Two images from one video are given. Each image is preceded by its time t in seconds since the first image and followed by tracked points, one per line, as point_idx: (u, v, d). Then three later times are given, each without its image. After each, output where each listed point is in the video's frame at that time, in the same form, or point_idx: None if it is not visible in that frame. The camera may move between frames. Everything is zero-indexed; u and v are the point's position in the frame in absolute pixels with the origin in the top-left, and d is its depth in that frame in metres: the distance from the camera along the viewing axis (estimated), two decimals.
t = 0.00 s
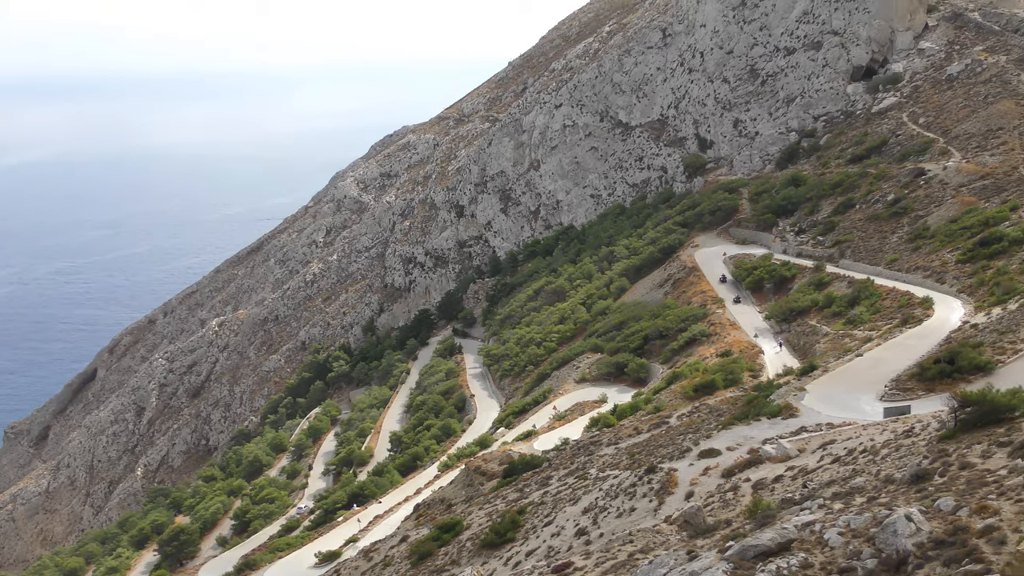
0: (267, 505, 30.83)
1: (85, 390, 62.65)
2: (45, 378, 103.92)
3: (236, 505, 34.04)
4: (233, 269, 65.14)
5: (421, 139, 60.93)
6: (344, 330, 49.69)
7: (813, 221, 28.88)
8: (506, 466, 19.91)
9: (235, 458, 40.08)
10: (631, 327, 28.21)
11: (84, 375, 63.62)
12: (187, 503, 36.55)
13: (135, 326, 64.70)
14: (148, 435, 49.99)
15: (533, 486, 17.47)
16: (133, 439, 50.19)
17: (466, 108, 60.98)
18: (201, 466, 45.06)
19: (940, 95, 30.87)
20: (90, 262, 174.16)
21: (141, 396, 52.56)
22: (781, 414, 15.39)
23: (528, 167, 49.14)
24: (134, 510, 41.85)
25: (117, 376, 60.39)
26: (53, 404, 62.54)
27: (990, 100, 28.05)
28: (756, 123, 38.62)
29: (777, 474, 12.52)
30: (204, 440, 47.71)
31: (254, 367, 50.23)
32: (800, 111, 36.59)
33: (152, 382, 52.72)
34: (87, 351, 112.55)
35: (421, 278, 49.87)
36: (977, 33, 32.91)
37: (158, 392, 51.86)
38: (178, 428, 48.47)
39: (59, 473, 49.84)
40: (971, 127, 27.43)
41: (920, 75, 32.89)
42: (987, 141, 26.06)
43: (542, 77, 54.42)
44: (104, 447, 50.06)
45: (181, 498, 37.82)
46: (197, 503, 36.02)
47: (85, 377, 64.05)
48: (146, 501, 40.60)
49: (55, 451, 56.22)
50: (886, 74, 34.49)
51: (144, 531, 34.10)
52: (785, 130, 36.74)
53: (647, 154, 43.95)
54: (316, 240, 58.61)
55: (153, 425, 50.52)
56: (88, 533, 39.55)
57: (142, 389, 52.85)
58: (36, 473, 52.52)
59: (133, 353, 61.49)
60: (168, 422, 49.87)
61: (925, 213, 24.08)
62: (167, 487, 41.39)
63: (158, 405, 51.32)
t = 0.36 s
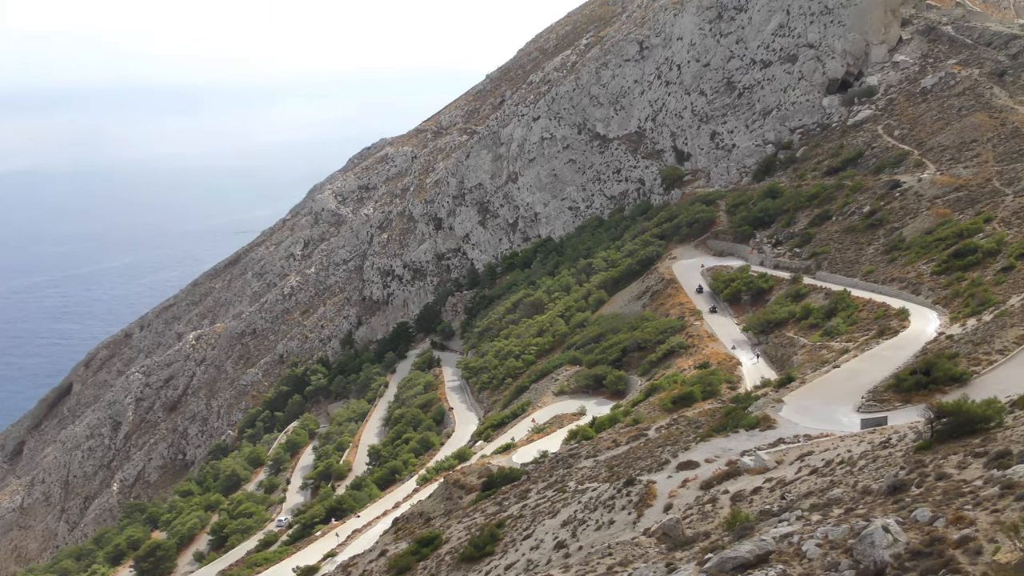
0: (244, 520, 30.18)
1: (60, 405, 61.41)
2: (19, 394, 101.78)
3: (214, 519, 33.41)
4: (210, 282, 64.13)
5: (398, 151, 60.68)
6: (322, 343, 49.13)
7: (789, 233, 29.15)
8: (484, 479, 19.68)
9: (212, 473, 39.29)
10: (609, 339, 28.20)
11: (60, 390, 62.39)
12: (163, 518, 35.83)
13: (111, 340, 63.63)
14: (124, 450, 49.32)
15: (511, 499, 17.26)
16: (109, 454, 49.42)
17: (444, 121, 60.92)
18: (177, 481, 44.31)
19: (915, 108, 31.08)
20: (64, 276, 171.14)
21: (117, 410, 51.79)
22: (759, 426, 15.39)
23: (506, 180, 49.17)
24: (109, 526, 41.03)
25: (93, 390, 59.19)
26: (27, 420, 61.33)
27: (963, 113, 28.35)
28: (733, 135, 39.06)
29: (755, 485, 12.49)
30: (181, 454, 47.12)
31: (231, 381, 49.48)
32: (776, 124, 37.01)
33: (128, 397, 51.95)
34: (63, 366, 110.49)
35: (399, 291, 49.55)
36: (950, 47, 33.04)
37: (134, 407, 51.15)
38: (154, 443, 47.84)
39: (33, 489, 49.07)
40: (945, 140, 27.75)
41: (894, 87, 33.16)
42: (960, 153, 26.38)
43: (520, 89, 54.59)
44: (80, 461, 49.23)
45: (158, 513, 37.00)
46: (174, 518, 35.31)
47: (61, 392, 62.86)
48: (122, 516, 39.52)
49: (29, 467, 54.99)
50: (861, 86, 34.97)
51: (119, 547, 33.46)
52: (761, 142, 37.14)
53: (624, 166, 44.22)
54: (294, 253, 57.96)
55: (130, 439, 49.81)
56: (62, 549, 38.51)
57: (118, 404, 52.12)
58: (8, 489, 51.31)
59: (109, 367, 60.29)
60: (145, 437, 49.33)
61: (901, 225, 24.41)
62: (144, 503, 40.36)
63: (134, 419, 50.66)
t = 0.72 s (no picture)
0: (220, 540, 29.56)
1: (33, 425, 60.13)
2: None
3: (190, 540, 32.70)
4: (187, 300, 62.94)
5: (376, 169, 60.41)
6: (299, 361, 48.48)
7: (766, 250, 29.43)
8: (463, 497, 19.38)
9: (188, 493, 38.45)
10: (587, 356, 28.17)
11: (33, 410, 61.07)
12: (137, 539, 35.00)
13: (86, 358, 62.06)
14: (99, 471, 48.31)
15: (490, 517, 17.01)
16: (83, 474, 48.45)
17: (422, 138, 60.85)
18: (154, 502, 43.51)
19: (890, 126, 31.49)
20: (37, 295, 167.94)
21: (92, 430, 50.84)
22: (737, 443, 15.37)
23: (484, 198, 49.21)
24: (83, 547, 40.09)
25: (67, 410, 57.93)
26: None
27: (936, 131, 28.77)
28: (710, 153, 39.58)
29: (734, 502, 12.42)
30: (157, 474, 46.33)
31: (208, 401, 48.64)
32: (753, 142, 37.51)
33: (104, 416, 51.00)
34: (35, 387, 108.09)
35: (377, 308, 49.16)
36: (924, 65, 33.26)
37: (109, 426, 50.21)
38: (130, 463, 46.96)
39: (6, 510, 48.27)
40: (920, 157, 28.17)
41: (869, 106, 33.61)
42: (934, 171, 26.82)
43: (498, 107, 54.81)
44: (53, 482, 48.30)
45: (133, 534, 36.15)
46: (149, 539, 34.53)
47: (34, 412, 61.54)
48: (96, 537, 38.49)
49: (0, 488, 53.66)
50: (836, 104, 35.37)
51: (92, 570, 32.68)
52: (738, 160, 37.59)
53: (602, 184, 44.55)
54: (271, 271, 57.23)
55: (104, 459, 48.82)
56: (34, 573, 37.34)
57: (93, 423, 51.13)
58: None
59: (84, 387, 58.97)
60: (120, 457, 48.44)
61: (876, 242, 24.75)
62: (118, 523, 39.44)
63: (109, 439, 49.73)
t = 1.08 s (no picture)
0: (196, 561, 28.93)
1: (8, 447, 59.01)
2: None
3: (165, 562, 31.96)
4: (164, 319, 61.87)
5: (354, 188, 60.11)
6: (277, 381, 47.81)
7: (743, 268, 29.69)
8: (441, 516, 19.07)
9: (163, 513, 37.58)
10: (566, 374, 28.10)
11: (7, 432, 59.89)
12: (111, 561, 34.14)
13: (62, 379, 61.06)
14: (73, 491, 47.21)
15: (468, 536, 16.74)
16: (57, 495, 47.42)
17: (399, 157, 60.76)
18: (128, 523, 42.37)
19: (865, 145, 31.99)
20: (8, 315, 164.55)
21: (66, 450, 49.78)
22: (715, 460, 15.34)
23: (462, 217, 49.19)
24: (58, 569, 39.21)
25: (41, 431, 56.83)
26: None
27: (911, 150, 29.30)
28: (687, 172, 39.99)
29: (712, 520, 12.35)
30: (133, 494, 45.23)
31: (184, 420, 47.76)
32: (729, 160, 37.98)
33: (78, 436, 50.04)
34: (8, 408, 105.64)
35: (355, 327, 48.72)
36: (898, 85, 33.96)
37: (84, 447, 49.20)
38: (105, 483, 45.90)
39: None
40: (895, 176, 28.65)
41: (845, 125, 34.14)
42: (909, 190, 27.28)
43: (475, 126, 55.02)
44: (27, 504, 47.55)
45: (108, 556, 35.32)
46: (122, 561, 33.72)
47: (8, 434, 60.32)
48: (70, 560, 37.59)
49: None
50: (812, 123, 35.96)
51: None
52: (715, 178, 38.00)
53: (580, 203, 44.78)
54: (249, 290, 56.46)
55: (79, 480, 47.74)
56: None
57: (67, 443, 50.09)
58: None
59: (59, 407, 57.84)
60: (95, 477, 47.28)
61: (852, 261, 25.08)
62: (93, 545, 38.65)
63: (84, 460, 48.75)
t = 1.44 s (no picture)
0: None
1: None
2: None
3: None
4: (137, 335, 60.49)
5: (330, 203, 59.64)
6: (252, 397, 47.07)
7: (719, 283, 29.92)
8: (417, 532, 18.78)
9: (136, 530, 36.53)
10: (542, 390, 27.96)
11: None
12: None
13: (34, 396, 59.48)
14: (45, 510, 46.45)
15: (444, 553, 16.48)
16: (29, 514, 46.72)
17: (376, 172, 60.46)
18: (101, 542, 41.70)
19: (839, 161, 32.49)
20: None
21: (37, 468, 48.89)
22: (691, 476, 15.30)
23: (438, 232, 49.04)
24: None
25: (12, 448, 55.67)
26: None
27: (884, 166, 29.83)
28: (663, 188, 40.32)
29: (689, 536, 12.28)
30: (106, 511, 44.46)
31: (158, 437, 46.87)
32: (705, 176, 38.38)
33: (50, 454, 49.12)
34: None
35: (331, 342, 48.17)
36: (871, 102, 34.57)
37: (56, 463, 48.20)
38: (77, 501, 45.08)
39: None
40: (868, 192, 29.13)
41: (819, 140, 34.70)
42: (882, 206, 27.71)
43: (452, 141, 55.03)
44: None
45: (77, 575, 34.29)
46: None
47: None
48: None
49: None
50: (786, 139, 36.53)
51: None
52: (690, 194, 38.38)
53: (556, 218, 44.91)
54: (224, 305, 55.54)
55: (51, 498, 46.86)
56: None
57: (39, 461, 49.12)
58: None
59: (30, 424, 56.62)
60: (67, 495, 46.39)
61: (827, 275, 25.39)
62: (64, 564, 37.81)
63: (56, 477, 47.74)
